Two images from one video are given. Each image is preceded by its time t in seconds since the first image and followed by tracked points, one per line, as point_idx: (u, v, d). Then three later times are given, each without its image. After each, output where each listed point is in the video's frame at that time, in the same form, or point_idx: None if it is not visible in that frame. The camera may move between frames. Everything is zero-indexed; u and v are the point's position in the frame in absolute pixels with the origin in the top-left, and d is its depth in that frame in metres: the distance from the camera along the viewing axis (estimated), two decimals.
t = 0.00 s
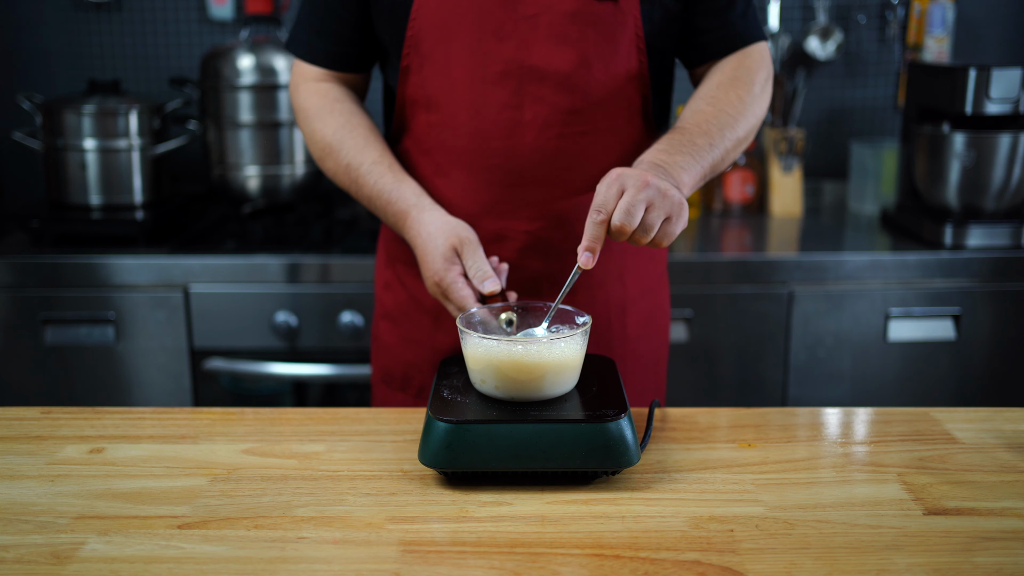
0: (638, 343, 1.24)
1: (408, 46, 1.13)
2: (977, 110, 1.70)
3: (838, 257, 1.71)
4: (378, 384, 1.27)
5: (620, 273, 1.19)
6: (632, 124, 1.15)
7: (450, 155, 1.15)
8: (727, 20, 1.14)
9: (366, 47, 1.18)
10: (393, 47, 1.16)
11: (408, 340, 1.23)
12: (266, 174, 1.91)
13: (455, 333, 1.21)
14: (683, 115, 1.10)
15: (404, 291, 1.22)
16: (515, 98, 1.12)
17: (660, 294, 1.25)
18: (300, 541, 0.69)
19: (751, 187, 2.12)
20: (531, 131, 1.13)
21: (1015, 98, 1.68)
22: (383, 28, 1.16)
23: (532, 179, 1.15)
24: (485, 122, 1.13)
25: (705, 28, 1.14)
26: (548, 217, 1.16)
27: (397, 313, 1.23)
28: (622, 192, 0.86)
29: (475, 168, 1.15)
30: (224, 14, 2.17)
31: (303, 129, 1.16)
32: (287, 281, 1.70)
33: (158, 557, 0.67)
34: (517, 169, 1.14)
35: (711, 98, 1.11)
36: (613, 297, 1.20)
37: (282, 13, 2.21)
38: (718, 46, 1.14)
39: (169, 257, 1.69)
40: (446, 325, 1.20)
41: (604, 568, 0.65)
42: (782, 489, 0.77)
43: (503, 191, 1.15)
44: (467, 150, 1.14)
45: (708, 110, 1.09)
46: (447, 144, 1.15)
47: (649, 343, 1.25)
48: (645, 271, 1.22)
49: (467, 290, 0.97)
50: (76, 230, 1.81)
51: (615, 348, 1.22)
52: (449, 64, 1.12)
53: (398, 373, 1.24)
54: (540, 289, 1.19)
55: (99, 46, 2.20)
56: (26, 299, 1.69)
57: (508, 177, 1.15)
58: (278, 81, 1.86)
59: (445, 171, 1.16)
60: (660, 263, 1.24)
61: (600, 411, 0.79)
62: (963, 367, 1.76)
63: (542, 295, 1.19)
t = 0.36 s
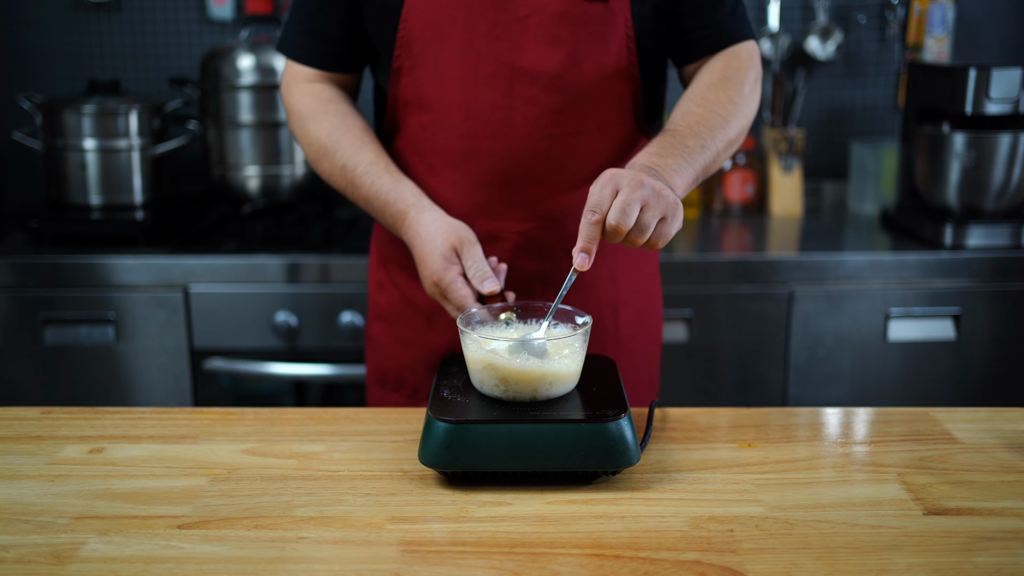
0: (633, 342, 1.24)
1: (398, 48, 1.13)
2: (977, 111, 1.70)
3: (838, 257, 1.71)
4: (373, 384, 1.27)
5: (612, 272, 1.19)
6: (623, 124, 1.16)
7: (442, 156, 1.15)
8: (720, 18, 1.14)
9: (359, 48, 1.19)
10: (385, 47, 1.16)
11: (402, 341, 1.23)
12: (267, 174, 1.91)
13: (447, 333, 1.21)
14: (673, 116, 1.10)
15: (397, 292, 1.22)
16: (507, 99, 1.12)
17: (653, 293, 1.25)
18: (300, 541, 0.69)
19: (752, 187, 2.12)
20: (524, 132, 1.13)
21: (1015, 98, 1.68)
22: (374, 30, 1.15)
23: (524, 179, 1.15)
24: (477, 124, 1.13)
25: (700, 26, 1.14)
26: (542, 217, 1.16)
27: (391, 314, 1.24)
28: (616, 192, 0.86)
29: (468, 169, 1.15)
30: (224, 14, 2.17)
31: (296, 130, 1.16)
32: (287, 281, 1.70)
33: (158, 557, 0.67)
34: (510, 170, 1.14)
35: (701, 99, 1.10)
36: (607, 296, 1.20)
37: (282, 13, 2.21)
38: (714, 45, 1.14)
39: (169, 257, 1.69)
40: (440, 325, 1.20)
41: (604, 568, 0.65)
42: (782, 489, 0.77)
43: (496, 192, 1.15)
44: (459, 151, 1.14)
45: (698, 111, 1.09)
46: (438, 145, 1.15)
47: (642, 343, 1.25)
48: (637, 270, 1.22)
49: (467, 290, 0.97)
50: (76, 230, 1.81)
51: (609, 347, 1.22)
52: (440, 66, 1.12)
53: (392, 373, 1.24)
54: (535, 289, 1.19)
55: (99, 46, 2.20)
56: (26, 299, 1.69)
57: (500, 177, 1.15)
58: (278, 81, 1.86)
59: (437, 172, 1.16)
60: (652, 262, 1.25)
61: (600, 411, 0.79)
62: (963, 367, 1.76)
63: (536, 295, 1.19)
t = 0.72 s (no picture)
0: (633, 342, 1.24)
1: (396, 49, 1.13)
2: (977, 110, 1.70)
3: (838, 257, 1.71)
4: (372, 385, 1.27)
5: (610, 272, 1.19)
6: (621, 124, 1.16)
7: (440, 156, 1.15)
8: (718, 17, 1.14)
9: (355, 48, 1.19)
10: (382, 47, 1.16)
11: (401, 342, 1.23)
12: (266, 174, 1.91)
13: (446, 334, 1.21)
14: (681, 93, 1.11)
15: (396, 293, 1.22)
16: (505, 98, 1.12)
17: (651, 292, 1.26)
18: (300, 541, 0.69)
19: (752, 187, 2.11)
20: (523, 131, 1.13)
21: (1015, 98, 1.68)
22: (370, 30, 1.16)
23: (523, 179, 1.15)
24: (475, 123, 1.13)
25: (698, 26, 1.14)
26: (540, 217, 1.16)
27: (389, 315, 1.23)
28: (614, 159, 0.86)
29: (467, 169, 1.15)
30: (224, 14, 2.17)
31: (292, 133, 1.15)
32: (287, 281, 1.69)
33: (158, 557, 0.67)
34: (509, 170, 1.14)
35: (710, 78, 1.11)
36: (606, 296, 1.20)
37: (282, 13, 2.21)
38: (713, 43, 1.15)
39: (169, 257, 1.69)
40: (439, 326, 1.20)
41: (604, 568, 0.65)
42: (782, 489, 0.77)
43: (495, 192, 1.15)
44: (457, 151, 1.14)
45: (706, 88, 1.09)
46: (437, 145, 1.15)
47: (640, 343, 1.25)
48: (636, 270, 1.22)
49: (467, 290, 0.97)
50: (76, 230, 1.81)
51: (608, 347, 1.21)
52: (438, 65, 1.12)
53: (391, 374, 1.24)
54: (533, 289, 1.19)
55: (99, 46, 2.20)
56: (26, 298, 1.69)
57: (499, 177, 1.15)
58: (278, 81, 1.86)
59: (435, 173, 1.16)
60: (651, 262, 1.25)
61: (600, 411, 0.79)
62: (963, 367, 1.76)
63: (534, 295, 1.19)
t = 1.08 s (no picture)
0: (632, 342, 1.24)
1: (395, 48, 1.13)
2: (977, 110, 1.70)
3: (838, 257, 1.71)
4: (371, 385, 1.27)
5: (609, 272, 1.19)
6: (621, 123, 1.16)
7: (440, 155, 1.15)
8: (717, 16, 1.14)
9: (354, 47, 1.19)
10: (381, 46, 1.16)
11: (401, 341, 1.23)
12: (266, 174, 1.91)
13: (446, 334, 1.21)
14: (675, 106, 1.10)
15: (395, 292, 1.22)
16: (505, 97, 1.12)
17: (650, 292, 1.26)
18: (300, 541, 0.69)
19: (752, 187, 2.11)
20: (522, 130, 1.13)
21: (1015, 98, 1.68)
22: (369, 29, 1.16)
23: (522, 178, 1.15)
24: (475, 122, 1.13)
25: (697, 26, 1.14)
26: (540, 217, 1.16)
27: (388, 315, 1.23)
28: (620, 182, 0.86)
29: (466, 169, 1.15)
30: (224, 14, 2.17)
31: (292, 133, 1.15)
32: (287, 281, 1.70)
33: (158, 557, 0.67)
34: (508, 169, 1.14)
35: (703, 91, 1.11)
36: (606, 296, 1.20)
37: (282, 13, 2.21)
38: (712, 43, 1.15)
39: (169, 257, 1.69)
40: (438, 325, 1.20)
41: (604, 568, 0.65)
42: (782, 489, 0.77)
43: (494, 191, 1.15)
44: (457, 151, 1.14)
45: (701, 101, 1.09)
46: (437, 144, 1.15)
47: (639, 343, 1.25)
48: (635, 270, 1.22)
49: (467, 290, 0.97)
50: (76, 230, 1.81)
51: (607, 347, 1.21)
52: (437, 65, 1.12)
53: (391, 374, 1.24)
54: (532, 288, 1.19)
55: (99, 46, 2.20)
56: (26, 299, 1.69)
57: (499, 176, 1.15)
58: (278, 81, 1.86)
59: (435, 171, 1.16)
60: (650, 262, 1.25)
61: (600, 411, 0.79)
62: (963, 367, 1.76)
63: (534, 295, 1.19)
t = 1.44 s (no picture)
0: (631, 342, 1.24)
1: (393, 48, 1.13)
2: (977, 110, 1.70)
3: (838, 257, 1.71)
4: (369, 384, 1.26)
5: (608, 272, 1.19)
6: (619, 123, 1.15)
7: (438, 155, 1.15)
8: (717, 15, 1.14)
9: (353, 46, 1.19)
10: (380, 46, 1.16)
11: (400, 341, 1.23)
12: (267, 174, 1.91)
13: (444, 333, 1.21)
14: (665, 114, 1.10)
15: (394, 292, 1.22)
16: (503, 97, 1.12)
17: (649, 292, 1.26)
18: (300, 541, 0.69)
19: (752, 187, 2.11)
20: (520, 131, 1.13)
21: (1015, 98, 1.68)
22: (369, 29, 1.16)
23: (521, 178, 1.15)
24: (473, 122, 1.13)
25: (696, 25, 1.14)
26: (538, 217, 1.16)
27: (387, 315, 1.23)
28: (605, 192, 0.86)
29: (464, 168, 1.15)
30: (224, 14, 2.17)
31: (291, 132, 1.15)
32: (287, 281, 1.70)
33: (158, 557, 0.67)
34: (506, 169, 1.14)
35: (694, 97, 1.10)
36: (605, 296, 1.20)
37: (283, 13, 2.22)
38: (711, 43, 1.15)
39: (169, 257, 1.69)
40: (437, 325, 1.20)
41: (604, 568, 0.65)
42: (782, 489, 0.77)
43: (493, 191, 1.15)
44: (455, 151, 1.14)
45: (690, 108, 1.09)
46: (435, 144, 1.15)
47: (638, 343, 1.25)
48: (634, 270, 1.22)
49: (467, 290, 0.97)
50: (76, 230, 1.81)
51: (606, 347, 1.21)
52: (435, 64, 1.12)
53: (389, 374, 1.24)
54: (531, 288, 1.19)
55: (99, 46, 2.20)
56: (26, 298, 1.69)
57: (498, 176, 1.15)
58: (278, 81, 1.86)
59: (433, 171, 1.16)
60: (649, 261, 1.25)
61: (600, 411, 0.79)
62: (963, 367, 1.76)
63: (532, 295, 1.19)
